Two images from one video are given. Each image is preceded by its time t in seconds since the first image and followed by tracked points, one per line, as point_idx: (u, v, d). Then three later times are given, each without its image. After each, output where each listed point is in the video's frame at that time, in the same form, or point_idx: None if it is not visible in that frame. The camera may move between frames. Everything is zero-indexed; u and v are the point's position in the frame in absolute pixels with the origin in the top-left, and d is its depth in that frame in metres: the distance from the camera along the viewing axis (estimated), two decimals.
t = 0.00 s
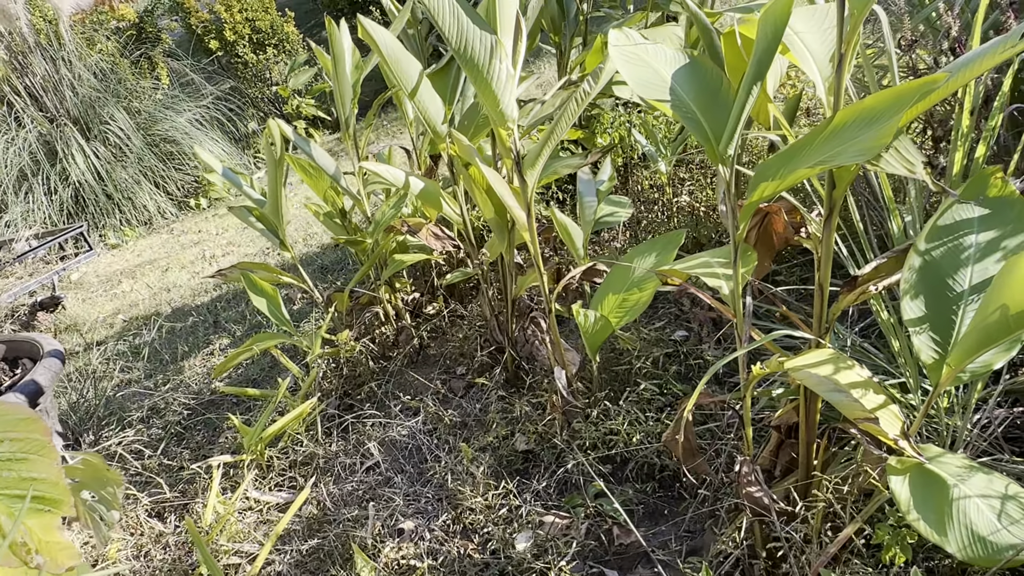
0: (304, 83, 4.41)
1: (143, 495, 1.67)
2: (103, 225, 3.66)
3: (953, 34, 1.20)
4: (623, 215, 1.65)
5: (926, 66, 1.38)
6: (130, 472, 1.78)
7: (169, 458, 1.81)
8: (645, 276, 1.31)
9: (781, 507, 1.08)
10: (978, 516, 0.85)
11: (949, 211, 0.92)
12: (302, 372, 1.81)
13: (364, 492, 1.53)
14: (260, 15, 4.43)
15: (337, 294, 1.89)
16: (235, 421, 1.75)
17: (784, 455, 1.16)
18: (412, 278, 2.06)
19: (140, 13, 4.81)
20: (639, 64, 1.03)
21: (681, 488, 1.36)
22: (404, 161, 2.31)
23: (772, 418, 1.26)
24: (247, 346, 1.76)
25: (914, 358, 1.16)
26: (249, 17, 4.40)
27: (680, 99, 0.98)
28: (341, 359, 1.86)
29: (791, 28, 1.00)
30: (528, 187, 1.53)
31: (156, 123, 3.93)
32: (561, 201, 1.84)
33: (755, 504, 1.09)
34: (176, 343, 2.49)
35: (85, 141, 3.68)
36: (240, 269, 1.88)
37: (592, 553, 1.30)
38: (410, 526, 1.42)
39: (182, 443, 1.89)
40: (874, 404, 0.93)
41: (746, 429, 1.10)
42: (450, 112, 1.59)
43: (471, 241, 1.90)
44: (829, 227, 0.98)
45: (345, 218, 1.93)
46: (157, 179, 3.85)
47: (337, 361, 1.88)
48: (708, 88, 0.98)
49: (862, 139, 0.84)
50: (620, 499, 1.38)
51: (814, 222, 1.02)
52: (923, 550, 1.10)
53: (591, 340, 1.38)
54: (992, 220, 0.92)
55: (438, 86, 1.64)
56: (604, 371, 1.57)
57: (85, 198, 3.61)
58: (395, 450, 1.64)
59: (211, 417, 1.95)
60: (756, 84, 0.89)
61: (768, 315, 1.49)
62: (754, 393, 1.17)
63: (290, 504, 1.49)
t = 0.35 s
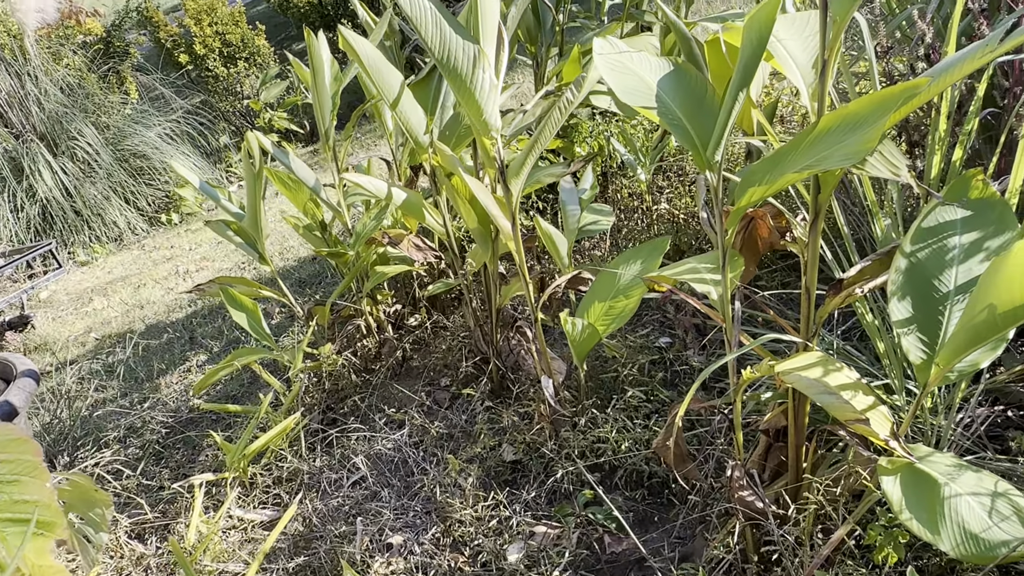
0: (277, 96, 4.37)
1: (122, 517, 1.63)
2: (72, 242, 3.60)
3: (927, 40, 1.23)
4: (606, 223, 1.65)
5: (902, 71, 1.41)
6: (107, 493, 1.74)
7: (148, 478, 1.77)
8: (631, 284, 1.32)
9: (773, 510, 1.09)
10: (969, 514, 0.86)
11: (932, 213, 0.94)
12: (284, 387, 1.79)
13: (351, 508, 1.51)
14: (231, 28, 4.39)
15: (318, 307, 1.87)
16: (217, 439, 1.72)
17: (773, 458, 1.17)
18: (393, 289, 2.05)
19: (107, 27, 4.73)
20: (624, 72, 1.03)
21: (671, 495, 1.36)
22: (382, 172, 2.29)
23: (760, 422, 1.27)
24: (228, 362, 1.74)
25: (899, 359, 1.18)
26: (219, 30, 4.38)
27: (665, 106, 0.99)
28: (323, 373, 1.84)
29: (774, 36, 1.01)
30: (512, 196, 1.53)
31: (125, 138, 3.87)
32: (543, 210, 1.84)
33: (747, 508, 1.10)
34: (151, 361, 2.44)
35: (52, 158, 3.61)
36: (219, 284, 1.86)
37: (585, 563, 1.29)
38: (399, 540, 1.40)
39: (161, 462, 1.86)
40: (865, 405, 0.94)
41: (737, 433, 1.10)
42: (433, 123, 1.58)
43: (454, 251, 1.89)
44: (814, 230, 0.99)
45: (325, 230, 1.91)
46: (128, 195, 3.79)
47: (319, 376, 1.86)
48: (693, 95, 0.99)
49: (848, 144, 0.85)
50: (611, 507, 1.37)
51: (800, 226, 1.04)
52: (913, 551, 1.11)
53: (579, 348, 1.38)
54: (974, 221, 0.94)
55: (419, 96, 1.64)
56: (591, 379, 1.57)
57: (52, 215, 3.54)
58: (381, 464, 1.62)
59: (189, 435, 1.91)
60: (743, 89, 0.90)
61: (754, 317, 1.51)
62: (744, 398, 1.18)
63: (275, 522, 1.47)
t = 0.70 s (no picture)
0: (249, 118, 4.34)
1: (93, 549, 1.60)
2: (39, 266, 3.53)
3: (891, 62, 1.25)
4: (581, 242, 1.66)
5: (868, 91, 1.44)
6: (77, 524, 1.70)
7: (119, 507, 1.74)
8: (607, 305, 1.32)
9: (752, 526, 1.10)
10: (945, 528, 0.87)
11: (901, 231, 0.96)
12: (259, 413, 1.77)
13: (329, 534, 1.49)
14: (202, 50, 4.36)
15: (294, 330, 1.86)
16: (191, 466, 1.69)
17: (751, 475, 1.17)
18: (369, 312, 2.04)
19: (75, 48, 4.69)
20: (597, 95, 1.04)
21: (651, 514, 1.37)
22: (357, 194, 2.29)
23: (737, 439, 1.28)
24: (202, 388, 1.71)
25: (872, 374, 1.20)
26: (190, 52, 4.35)
27: (639, 128, 1.00)
28: (299, 397, 1.82)
29: (743, 60, 1.03)
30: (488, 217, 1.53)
31: (94, 160, 3.82)
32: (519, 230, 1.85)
33: (726, 525, 1.11)
34: (122, 386, 2.40)
35: (19, 181, 3.55)
36: (192, 308, 1.83)
37: None
38: (378, 566, 1.38)
39: (133, 491, 1.82)
40: (839, 421, 0.95)
41: (715, 451, 1.11)
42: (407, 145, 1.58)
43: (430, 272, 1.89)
44: (786, 249, 1.00)
45: (300, 252, 1.90)
46: (97, 218, 3.74)
47: (295, 400, 1.84)
48: (665, 118, 1.00)
49: (818, 164, 0.86)
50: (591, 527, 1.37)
51: (772, 245, 1.05)
52: (890, 564, 1.12)
53: (557, 369, 1.38)
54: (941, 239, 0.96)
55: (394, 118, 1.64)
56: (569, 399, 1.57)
57: (19, 239, 3.48)
58: (359, 488, 1.61)
59: (162, 462, 1.88)
60: (714, 112, 0.91)
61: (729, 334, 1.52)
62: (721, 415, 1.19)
63: (252, 550, 1.45)
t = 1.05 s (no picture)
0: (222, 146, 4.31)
1: None
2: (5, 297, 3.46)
3: (854, 91, 1.28)
4: (554, 271, 1.66)
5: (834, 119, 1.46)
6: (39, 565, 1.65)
7: (83, 547, 1.69)
8: (579, 334, 1.31)
9: (728, 557, 1.10)
10: (919, 557, 0.86)
11: (868, 259, 0.97)
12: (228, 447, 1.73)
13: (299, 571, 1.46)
14: (175, 78, 4.32)
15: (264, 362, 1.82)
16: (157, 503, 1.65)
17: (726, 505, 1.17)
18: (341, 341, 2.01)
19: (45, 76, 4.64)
20: (565, 126, 1.05)
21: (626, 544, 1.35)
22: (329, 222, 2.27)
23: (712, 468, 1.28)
24: (169, 422, 1.67)
25: (844, 401, 1.20)
26: (163, 80, 4.31)
27: (607, 159, 1.00)
28: (269, 430, 1.78)
29: (709, 90, 1.04)
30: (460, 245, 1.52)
31: (64, 190, 3.77)
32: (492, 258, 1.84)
33: (701, 556, 1.10)
34: (89, 420, 2.35)
35: None
36: (159, 341, 1.79)
37: None
38: None
39: (97, 530, 1.77)
40: (811, 450, 0.94)
41: (689, 481, 1.10)
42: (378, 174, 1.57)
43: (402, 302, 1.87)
44: (756, 278, 1.00)
45: (270, 283, 1.87)
46: (66, 247, 3.68)
47: (265, 433, 1.81)
48: (633, 149, 1.01)
49: (785, 194, 0.86)
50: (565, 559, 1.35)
51: (742, 272, 1.05)
52: None
53: (530, 398, 1.36)
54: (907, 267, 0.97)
55: (364, 147, 1.63)
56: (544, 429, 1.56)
57: None
58: (330, 523, 1.57)
59: (128, 499, 1.83)
60: (681, 143, 0.92)
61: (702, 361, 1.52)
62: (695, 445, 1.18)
63: None
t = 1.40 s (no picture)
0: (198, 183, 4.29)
1: None
2: None
3: (823, 135, 1.30)
4: (531, 311, 1.66)
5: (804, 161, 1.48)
6: None
7: None
8: (556, 376, 1.30)
9: None
10: None
11: (839, 301, 0.98)
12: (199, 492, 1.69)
13: None
14: (151, 116, 4.28)
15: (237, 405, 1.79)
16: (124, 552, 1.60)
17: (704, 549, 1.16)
18: (317, 382, 1.99)
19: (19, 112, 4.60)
20: (540, 170, 1.05)
21: None
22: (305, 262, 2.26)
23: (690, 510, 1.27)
24: (138, 469, 1.62)
25: (820, 441, 1.20)
26: (139, 117, 4.27)
27: (581, 204, 1.01)
28: (242, 474, 1.74)
29: (680, 136, 1.06)
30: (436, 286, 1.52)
31: (35, 227, 3.72)
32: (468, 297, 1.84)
33: None
34: (55, 464, 2.29)
35: None
36: (129, 388, 1.74)
37: None
38: None
39: None
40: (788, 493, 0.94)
41: (667, 525, 1.09)
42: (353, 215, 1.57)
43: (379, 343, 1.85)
44: (730, 321, 1.01)
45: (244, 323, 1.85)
46: (36, 285, 3.62)
47: (238, 477, 1.77)
48: (606, 194, 1.02)
49: (758, 238, 0.87)
50: None
51: (715, 314, 1.06)
52: None
53: (507, 440, 1.35)
54: (877, 309, 0.97)
55: (340, 188, 1.63)
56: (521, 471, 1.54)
57: None
58: (303, 570, 1.54)
59: (94, 547, 1.78)
60: (654, 188, 0.93)
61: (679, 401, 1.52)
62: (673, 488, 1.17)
63: None
